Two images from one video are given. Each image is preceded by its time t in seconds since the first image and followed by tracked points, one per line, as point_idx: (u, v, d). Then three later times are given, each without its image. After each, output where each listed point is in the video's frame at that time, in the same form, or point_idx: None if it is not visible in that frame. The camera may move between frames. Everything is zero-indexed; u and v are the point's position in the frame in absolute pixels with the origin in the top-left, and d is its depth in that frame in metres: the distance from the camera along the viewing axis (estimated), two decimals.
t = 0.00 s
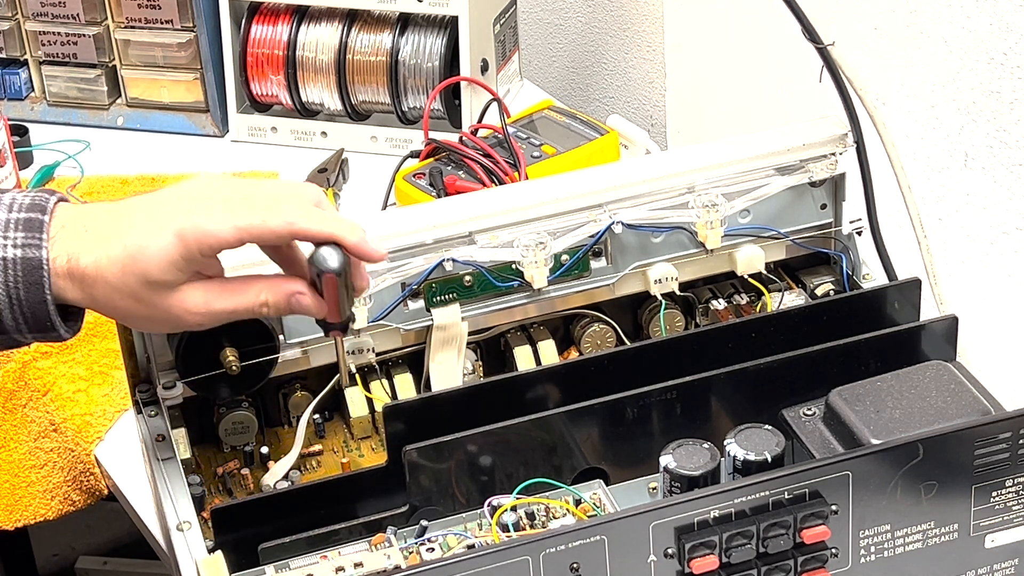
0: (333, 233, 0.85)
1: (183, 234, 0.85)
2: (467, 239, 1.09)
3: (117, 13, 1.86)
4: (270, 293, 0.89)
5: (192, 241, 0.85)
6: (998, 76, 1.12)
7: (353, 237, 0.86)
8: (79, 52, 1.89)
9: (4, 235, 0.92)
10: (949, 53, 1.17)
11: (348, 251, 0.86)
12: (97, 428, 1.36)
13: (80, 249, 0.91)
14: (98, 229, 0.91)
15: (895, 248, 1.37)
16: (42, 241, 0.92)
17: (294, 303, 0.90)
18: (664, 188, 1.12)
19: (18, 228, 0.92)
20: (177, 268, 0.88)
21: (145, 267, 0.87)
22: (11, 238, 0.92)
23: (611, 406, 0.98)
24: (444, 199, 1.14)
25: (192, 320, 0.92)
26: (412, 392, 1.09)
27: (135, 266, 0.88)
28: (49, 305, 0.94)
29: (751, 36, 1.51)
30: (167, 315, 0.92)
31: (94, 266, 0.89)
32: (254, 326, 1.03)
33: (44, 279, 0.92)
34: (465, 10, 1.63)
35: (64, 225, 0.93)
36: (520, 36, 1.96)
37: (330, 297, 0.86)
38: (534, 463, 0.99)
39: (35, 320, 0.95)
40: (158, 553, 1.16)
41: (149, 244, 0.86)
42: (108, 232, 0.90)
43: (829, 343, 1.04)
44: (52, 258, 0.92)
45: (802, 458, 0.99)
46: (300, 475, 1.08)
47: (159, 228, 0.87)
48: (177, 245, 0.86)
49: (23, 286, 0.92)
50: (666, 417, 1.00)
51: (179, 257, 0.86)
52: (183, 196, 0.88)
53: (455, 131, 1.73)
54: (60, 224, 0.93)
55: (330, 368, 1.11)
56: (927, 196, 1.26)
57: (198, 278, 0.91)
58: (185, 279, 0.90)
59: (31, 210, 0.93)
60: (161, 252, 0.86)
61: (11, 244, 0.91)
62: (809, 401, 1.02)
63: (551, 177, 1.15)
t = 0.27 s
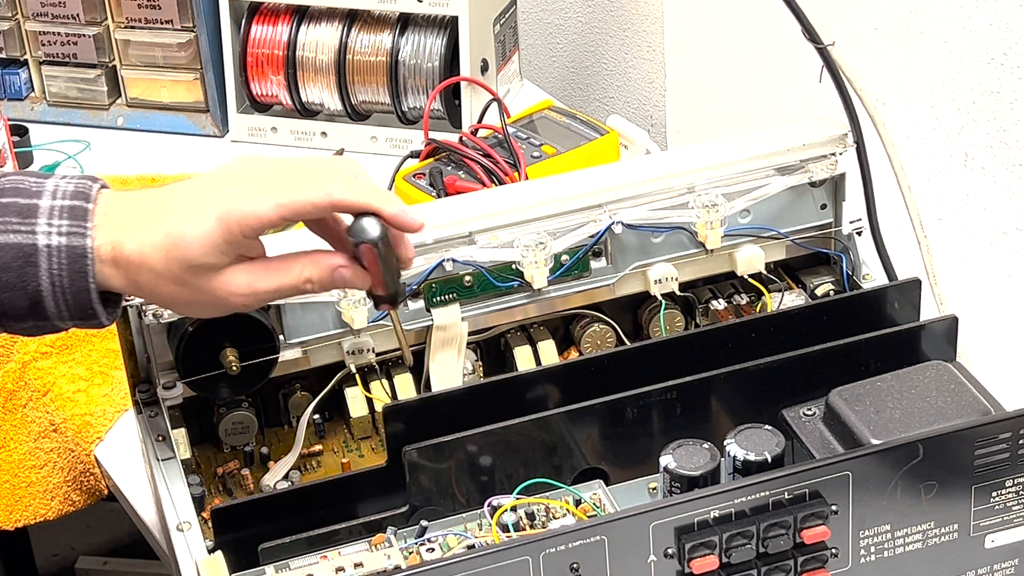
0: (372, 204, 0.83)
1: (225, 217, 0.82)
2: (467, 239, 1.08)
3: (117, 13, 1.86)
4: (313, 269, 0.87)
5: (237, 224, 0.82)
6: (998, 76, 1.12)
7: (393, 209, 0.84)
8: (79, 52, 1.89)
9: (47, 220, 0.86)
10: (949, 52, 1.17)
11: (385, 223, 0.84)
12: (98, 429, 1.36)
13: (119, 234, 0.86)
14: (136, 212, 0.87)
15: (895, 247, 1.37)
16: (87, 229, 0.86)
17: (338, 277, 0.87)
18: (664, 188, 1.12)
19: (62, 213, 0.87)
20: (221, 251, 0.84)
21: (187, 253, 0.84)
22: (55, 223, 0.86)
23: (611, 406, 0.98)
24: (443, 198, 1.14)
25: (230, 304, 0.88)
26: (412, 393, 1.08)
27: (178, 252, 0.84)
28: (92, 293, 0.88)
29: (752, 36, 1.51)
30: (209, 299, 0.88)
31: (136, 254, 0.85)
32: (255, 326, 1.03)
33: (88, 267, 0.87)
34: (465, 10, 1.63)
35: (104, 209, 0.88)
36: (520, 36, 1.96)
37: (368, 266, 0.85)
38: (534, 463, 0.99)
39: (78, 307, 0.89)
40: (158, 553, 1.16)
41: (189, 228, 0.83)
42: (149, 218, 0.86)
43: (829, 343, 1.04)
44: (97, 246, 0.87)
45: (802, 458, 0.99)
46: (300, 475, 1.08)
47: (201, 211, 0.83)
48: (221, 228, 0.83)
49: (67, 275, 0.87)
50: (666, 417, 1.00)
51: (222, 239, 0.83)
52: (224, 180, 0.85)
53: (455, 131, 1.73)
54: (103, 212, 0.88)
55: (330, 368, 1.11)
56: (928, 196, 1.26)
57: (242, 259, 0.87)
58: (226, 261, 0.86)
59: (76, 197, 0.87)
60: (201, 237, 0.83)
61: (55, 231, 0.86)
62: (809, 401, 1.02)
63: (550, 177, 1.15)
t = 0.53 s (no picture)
0: (417, 175, 0.81)
1: (279, 195, 0.79)
2: (466, 239, 1.07)
3: (117, 13, 1.86)
4: (368, 245, 0.84)
5: (290, 202, 0.79)
6: (998, 76, 1.12)
7: (438, 180, 0.82)
8: (79, 52, 1.89)
9: (105, 205, 0.81)
10: (949, 53, 1.17)
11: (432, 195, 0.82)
12: (98, 429, 1.39)
13: (175, 216, 0.81)
14: (190, 196, 0.82)
15: (895, 247, 1.37)
16: (139, 214, 0.82)
17: (397, 251, 0.85)
18: (664, 188, 1.11)
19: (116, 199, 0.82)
20: (275, 230, 0.81)
21: (243, 233, 0.80)
22: (110, 208, 0.81)
23: (611, 406, 0.98)
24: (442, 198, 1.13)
25: (292, 284, 0.85)
26: (412, 392, 1.09)
27: (232, 233, 0.80)
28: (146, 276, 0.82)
29: (752, 36, 1.51)
30: (266, 282, 0.85)
31: (189, 237, 0.81)
32: (256, 326, 1.03)
33: (144, 251, 0.81)
34: (465, 10, 1.63)
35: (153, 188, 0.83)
36: (520, 36, 1.96)
37: (422, 240, 0.82)
38: (534, 463, 0.99)
39: (131, 294, 0.83)
40: (158, 553, 1.16)
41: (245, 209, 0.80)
42: (196, 200, 0.82)
43: (829, 343, 1.04)
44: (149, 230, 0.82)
45: (802, 458, 0.99)
46: (300, 475, 1.08)
47: (252, 190, 0.80)
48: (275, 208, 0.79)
49: (123, 259, 0.81)
50: (666, 417, 1.00)
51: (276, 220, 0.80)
52: (273, 156, 0.81)
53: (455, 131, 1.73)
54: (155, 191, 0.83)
55: (330, 368, 1.11)
56: (928, 196, 1.26)
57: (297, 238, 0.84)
58: (284, 239, 0.82)
59: (128, 182, 0.83)
60: (256, 216, 0.80)
61: (110, 215, 0.81)
62: (809, 401, 1.02)
63: (549, 177, 1.15)
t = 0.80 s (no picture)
0: (335, 69, 0.85)
1: (206, 123, 0.85)
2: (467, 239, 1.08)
3: (117, 14, 1.86)
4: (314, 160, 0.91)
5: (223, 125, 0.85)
6: (998, 76, 1.12)
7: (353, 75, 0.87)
8: (79, 52, 1.89)
9: (50, 178, 0.83)
10: (949, 53, 1.17)
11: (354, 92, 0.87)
12: (97, 429, 1.38)
13: (122, 182, 0.86)
14: (127, 167, 0.87)
15: (894, 247, 1.37)
16: (87, 182, 0.84)
17: (332, 157, 0.92)
18: (664, 188, 1.12)
19: (65, 171, 0.84)
20: (213, 162, 0.86)
21: (185, 168, 0.85)
22: (58, 180, 0.83)
23: (611, 406, 0.98)
24: (445, 198, 1.14)
25: (240, 216, 0.89)
26: (412, 392, 1.09)
27: (175, 171, 0.86)
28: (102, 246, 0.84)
29: (752, 36, 1.51)
30: (219, 217, 0.89)
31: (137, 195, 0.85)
32: (256, 327, 1.03)
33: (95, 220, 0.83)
34: (465, 10, 1.62)
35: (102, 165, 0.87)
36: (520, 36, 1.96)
37: (353, 136, 0.82)
38: (534, 463, 0.99)
39: (91, 265, 0.85)
40: (158, 553, 1.16)
41: (179, 146, 0.85)
42: (138, 161, 0.87)
43: (829, 343, 1.04)
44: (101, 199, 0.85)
45: (802, 458, 0.99)
46: (300, 475, 1.08)
47: (184, 129, 0.86)
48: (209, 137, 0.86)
49: (75, 231, 0.83)
50: (666, 417, 1.00)
51: (215, 152, 0.86)
52: (196, 97, 0.88)
53: (455, 131, 1.73)
54: (102, 171, 0.87)
55: (329, 368, 1.11)
56: (928, 196, 1.26)
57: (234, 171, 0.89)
58: (221, 168, 0.88)
59: (75, 159, 0.85)
60: (194, 150, 0.85)
61: (58, 186, 0.83)
62: (809, 401, 1.02)
63: (551, 177, 1.15)
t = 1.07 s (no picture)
0: None
1: None
2: (467, 239, 1.08)
3: (117, 14, 1.86)
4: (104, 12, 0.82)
5: None
6: (998, 76, 1.12)
7: None
8: (79, 53, 1.89)
9: None
10: (949, 53, 1.17)
11: None
12: (98, 428, 1.32)
13: None
14: None
15: (894, 247, 1.37)
16: None
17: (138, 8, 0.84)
18: (664, 188, 1.12)
19: None
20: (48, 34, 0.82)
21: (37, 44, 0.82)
22: None
23: (611, 406, 0.98)
24: (445, 198, 1.14)
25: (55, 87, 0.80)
26: (412, 392, 1.09)
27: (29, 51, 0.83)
28: None
29: (751, 36, 1.51)
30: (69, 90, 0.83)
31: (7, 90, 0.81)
32: (255, 326, 1.03)
33: None
34: (465, 10, 1.63)
35: None
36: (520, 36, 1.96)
37: None
38: (534, 463, 0.99)
39: None
40: (158, 553, 1.16)
41: None
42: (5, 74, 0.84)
43: (829, 343, 1.04)
44: None
45: (802, 458, 0.99)
46: (300, 474, 1.08)
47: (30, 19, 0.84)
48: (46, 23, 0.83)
49: None
50: (666, 417, 1.00)
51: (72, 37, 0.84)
52: None
53: (455, 131, 1.73)
54: None
55: (330, 368, 1.11)
56: (928, 196, 1.26)
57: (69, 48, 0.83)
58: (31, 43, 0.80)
59: None
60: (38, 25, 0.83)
61: None
62: (809, 401, 1.02)
63: (551, 177, 1.16)
